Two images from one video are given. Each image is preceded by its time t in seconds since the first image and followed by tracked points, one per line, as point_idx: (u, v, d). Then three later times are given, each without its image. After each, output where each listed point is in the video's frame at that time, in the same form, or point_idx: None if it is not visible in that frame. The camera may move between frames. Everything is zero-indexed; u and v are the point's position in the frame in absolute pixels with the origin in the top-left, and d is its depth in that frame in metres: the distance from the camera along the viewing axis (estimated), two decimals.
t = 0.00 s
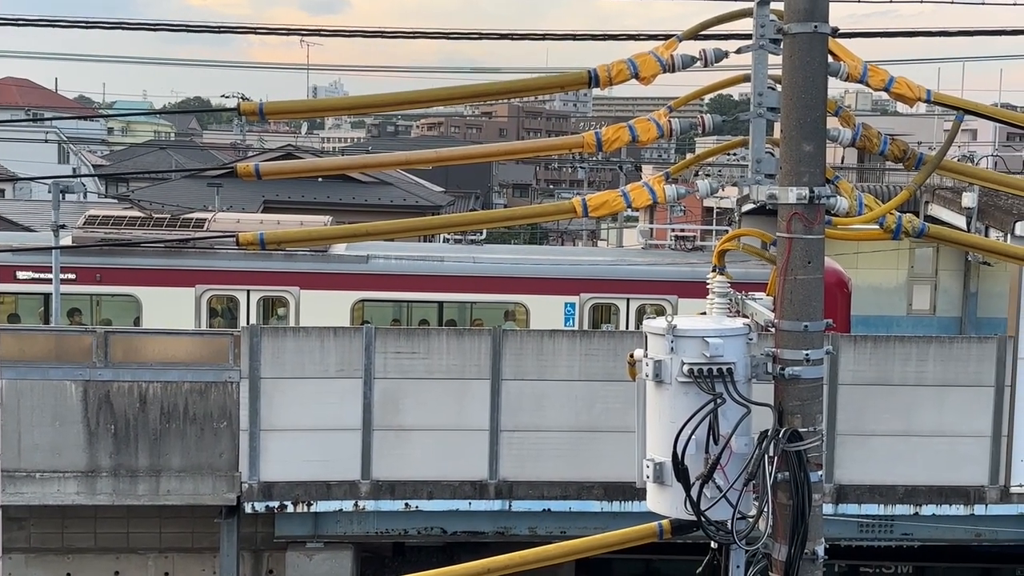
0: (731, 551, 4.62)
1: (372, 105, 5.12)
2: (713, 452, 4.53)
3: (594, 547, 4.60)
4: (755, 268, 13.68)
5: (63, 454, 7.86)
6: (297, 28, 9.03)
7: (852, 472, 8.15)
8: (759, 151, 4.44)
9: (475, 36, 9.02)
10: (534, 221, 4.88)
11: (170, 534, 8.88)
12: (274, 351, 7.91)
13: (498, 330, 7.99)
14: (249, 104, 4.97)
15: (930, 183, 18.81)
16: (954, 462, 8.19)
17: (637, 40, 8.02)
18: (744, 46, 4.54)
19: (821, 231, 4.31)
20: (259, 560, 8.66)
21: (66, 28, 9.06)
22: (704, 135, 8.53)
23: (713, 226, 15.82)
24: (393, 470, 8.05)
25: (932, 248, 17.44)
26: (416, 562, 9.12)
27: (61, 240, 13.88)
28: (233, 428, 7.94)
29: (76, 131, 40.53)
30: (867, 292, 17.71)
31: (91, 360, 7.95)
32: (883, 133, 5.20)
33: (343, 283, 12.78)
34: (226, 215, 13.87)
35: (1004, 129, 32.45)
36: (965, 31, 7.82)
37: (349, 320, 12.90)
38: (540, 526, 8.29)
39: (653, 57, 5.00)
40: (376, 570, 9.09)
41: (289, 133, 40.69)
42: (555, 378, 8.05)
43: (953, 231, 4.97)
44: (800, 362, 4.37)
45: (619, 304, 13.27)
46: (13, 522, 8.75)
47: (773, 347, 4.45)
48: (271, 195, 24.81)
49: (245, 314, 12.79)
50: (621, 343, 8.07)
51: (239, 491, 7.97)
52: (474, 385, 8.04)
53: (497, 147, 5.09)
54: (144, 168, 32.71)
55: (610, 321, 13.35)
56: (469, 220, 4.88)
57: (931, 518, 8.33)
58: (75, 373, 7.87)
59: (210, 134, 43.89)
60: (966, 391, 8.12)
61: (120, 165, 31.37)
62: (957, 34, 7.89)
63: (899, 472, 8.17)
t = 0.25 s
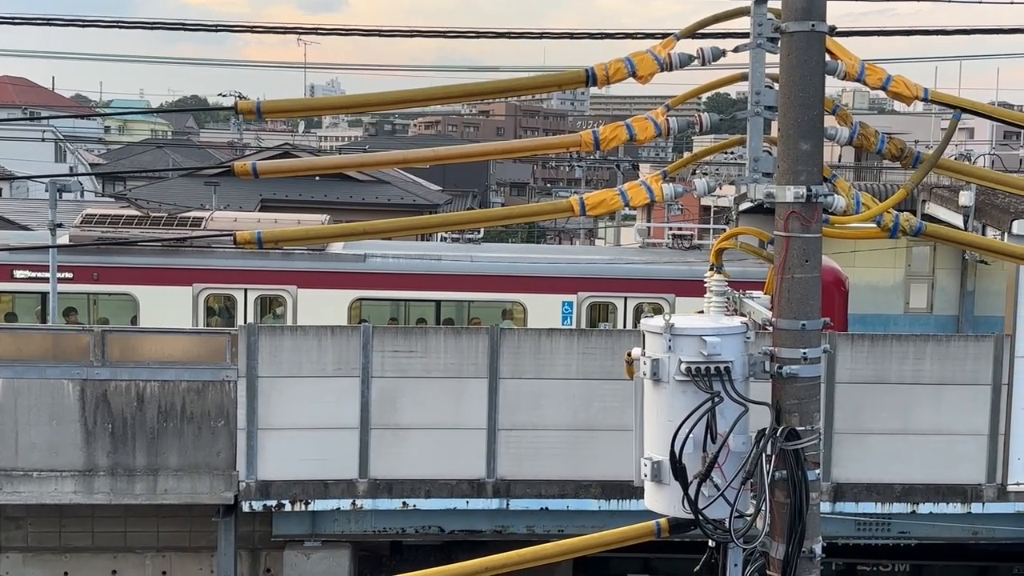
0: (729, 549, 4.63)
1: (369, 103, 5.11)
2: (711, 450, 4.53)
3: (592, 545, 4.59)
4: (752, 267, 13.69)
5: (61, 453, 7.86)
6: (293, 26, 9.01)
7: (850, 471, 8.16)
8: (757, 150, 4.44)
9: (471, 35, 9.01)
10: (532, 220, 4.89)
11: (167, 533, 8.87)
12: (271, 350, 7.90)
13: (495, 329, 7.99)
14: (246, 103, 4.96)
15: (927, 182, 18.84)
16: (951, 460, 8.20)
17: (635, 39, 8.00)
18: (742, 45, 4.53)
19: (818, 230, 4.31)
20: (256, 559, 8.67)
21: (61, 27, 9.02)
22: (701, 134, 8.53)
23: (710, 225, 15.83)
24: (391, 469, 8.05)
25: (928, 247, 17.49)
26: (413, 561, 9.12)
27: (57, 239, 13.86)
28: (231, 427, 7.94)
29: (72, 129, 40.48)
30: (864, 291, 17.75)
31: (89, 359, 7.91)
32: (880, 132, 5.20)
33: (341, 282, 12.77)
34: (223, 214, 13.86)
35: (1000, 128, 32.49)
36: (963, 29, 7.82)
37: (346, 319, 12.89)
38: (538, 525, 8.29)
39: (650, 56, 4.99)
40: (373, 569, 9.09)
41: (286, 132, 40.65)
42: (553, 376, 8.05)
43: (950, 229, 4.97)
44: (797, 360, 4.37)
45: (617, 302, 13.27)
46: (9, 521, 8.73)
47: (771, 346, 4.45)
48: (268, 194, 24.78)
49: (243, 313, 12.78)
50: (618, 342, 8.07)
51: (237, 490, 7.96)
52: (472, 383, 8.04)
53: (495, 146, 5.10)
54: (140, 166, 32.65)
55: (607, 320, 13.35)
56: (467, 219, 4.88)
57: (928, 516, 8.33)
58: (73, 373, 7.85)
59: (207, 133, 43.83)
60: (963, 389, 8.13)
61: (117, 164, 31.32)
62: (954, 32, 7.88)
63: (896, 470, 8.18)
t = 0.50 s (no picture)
0: (728, 547, 4.64)
1: (368, 101, 5.10)
2: (710, 448, 4.53)
3: (592, 543, 4.59)
4: (751, 265, 13.68)
5: (60, 452, 7.86)
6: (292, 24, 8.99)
7: (848, 469, 8.17)
8: (756, 148, 4.45)
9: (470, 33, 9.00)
10: (531, 218, 4.89)
11: (166, 532, 8.87)
12: (270, 349, 7.90)
13: (494, 328, 7.99)
14: (245, 102, 4.96)
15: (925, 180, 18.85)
16: (950, 458, 8.21)
17: (634, 37, 8.00)
18: (741, 43, 4.54)
19: (817, 228, 4.31)
20: (256, 558, 8.68)
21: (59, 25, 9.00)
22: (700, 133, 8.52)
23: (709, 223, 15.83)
24: (390, 468, 8.05)
25: (927, 246, 17.50)
26: (412, 559, 9.12)
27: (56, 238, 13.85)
28: (230, 426, 7.94)
29: (71, 128, 40.46)
30: (863, 289, 17.75)
31: (88, 357, 7.90)
32: (879, 130, 5.20)
33: (340, 280, 12.77)
34: (222, 213, 13.85)
35: (999, 127, 32.47)
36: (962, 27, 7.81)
37: (345, 318, 12.89)
38: (537, 523, 8.29)
39: (649, 54, 5.00)
40: (372, 567, 9.09)
41: (286, 131, 40.65)
42: (552, 375, 8.06)
43: (949, 227, 4.97)
44: (796, 358, 4.37)
45: (616, 301, 13.26)
46: (8, 520, 8.72)
47: (770, 344, 4.45)
48: (268, 192, 24.77)
49: (242, 312, 12.77)
50: (617, 340, 8.07)
51: (236, 488, 7.96)
52: (471, 382, 8.04)
53: (495, 145, 5.10)
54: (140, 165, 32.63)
55: (606, 319, 13.35)
56: (466, 217, 4.86)
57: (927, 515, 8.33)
58: (72, 371, 7.85)
59: (206, 132, 43.80)
60: (962, 387, 8.13)
61: (116, 162, 31.30)
62: (954, 30, 7.87)
63: (895, 469, 8.19)
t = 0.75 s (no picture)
0: (727, 545, 4.64)
1: (367, 99, 5.08)
2: (710, 447, 4.54)
3: (591, 541, 4.59)
4: (750, 263, 13.68)
5: (59, 450, 7.85)
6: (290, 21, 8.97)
7: (848, 467, 8.17)
8: (754, 146, 4.45)
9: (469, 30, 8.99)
10: (531, 216, 4.88)
11: (166, 530, 8.88)
12: (270, 347, 7.89)
13: (494, 326, 7.98)
14: (244, 99, 4.96)
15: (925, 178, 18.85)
16: (949, 456, 8.21)
17: (633, 34, 7.98)
18: (741, 40, 4.53)
19: (816, 226, 4.31)
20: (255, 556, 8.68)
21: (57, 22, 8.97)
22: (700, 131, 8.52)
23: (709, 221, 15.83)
24: (389, 466, 8.05)
25: (927, 244, 17.50)
26: (411, 558, 9.13)
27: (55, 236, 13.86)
28: (229, 424, 7.93)
29: (70, 126, 40.46)
30: (862, 287, 17.74)
31: (87, 356, 7.89)
32: (878, 128, 5.20)
33: (339, 279, 12.77)
34: (221, 211, 13.85)
35: (999, 124, 32.45)
36: (962, 25, 7.80)
37: (345, 316, 12.89)
38: (536, 521, 8.28)
39: (648, 52, 5.00)
40: (371, 566, 9.09)
41: (285, 129, 40.62)
42: (551, 373, 8.05)
43: (948, 225, 4.97)
44: (795, 356, 4.37)
45: (615, 299, 13.25)
46: (7, 518, 8.72)
47: (769, 341, 4.45)
48: (267, 190, 24.76)
49: (241, 310, 12.77)
50: (616, 339, 8.06)
51: (235, 487, 7.96)
52: (470, 380, 8.03)
53: (494, 143, 5.09)
54: (139, 163, 32.60)
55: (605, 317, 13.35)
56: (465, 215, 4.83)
57: (926, 512, 8.34)
58: (71, 369, 7.85)
59: (206, 130, 43.77)
60: (961, 385, 8.13)
61: (115, 160, 31.27)
62: (954, 28, 7.86)
63: (894, 466, 8.19)
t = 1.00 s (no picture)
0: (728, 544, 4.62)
1: (367, 98, 5.08)
2: (710, 445, 4.55)
3: (593, 539, 4.60)
4: (751, 261, 13.69)
5: (59, 449, 7.85)
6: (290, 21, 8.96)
7: (848, 465, 8.17)
8: (755, 144, 4.45)
9: (470, 29, 8.99)
10: (531, 214, 4.89)
11: (167, 528, 8.90)
12: (270, 345, 7.89)
13: (494, 324, 7.98)
14: (244, 98, 4.96)
15: (925, 176, 18.85)
16: (949, 454, 8.21)
17: (634, 33, 7.98)
18: (741, 39, 4.53)
19: (817, 224, 4.31)
20: (256, 554, 8.74)
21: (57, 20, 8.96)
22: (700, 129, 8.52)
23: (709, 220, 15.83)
24: (389, 464, 8.05)
25: (927, 242, 17.50)
26: (412, 556, 9.13)
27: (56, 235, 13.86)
28: (230, 423, 7.94)
29: (70, 125, 40.47)
30: (863, 286, 17.73)
31: (87, 355, 7.90)
32: (879, 126, 5.20)
33: (340, 277, 12.77)
34: (222, 209, 13.85)
35: (1000, 122, 32.43)
36: (962, 23, 7.80)
37: (345, 315, 12.89)
38: (537, 520, 8.28)
39: (649, 50, 4.99)
40: (372, 564, 9.09)
41: (285, 128, 40.62)
42: (552, 371, 8.05)
43: (948, 223, 4.97)
44: (796, 355, 4.37)
45: (616, 298, 13.26)
46: (8, 517, 8.73)
47: (770, 340, 4.45)
48: (267, 189, 24.77)
49: (241, 308, 12.77)
50: (617, 337, 8.06)
51: (236, 485, 7.96)
52: (471, 378, 8.03)
53: (494, 141, 5.10)
54: (139, 162, 32.58)
55: (606, 315, 13.35)
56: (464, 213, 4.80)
57: (926, 510, 8.34)
58: (72, 368, 7.85)
59: (206, 128, 43.74)
60: (962, 383, 8.13)
61: (115, 159, 31.26)
62: (954, 26, 7.86)
63: (895, 464, 8.19)
